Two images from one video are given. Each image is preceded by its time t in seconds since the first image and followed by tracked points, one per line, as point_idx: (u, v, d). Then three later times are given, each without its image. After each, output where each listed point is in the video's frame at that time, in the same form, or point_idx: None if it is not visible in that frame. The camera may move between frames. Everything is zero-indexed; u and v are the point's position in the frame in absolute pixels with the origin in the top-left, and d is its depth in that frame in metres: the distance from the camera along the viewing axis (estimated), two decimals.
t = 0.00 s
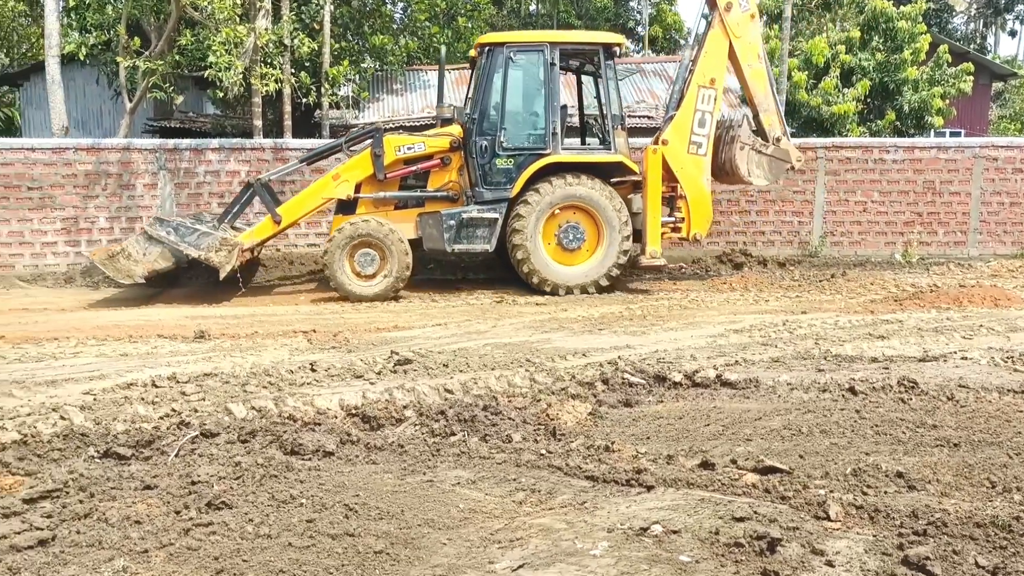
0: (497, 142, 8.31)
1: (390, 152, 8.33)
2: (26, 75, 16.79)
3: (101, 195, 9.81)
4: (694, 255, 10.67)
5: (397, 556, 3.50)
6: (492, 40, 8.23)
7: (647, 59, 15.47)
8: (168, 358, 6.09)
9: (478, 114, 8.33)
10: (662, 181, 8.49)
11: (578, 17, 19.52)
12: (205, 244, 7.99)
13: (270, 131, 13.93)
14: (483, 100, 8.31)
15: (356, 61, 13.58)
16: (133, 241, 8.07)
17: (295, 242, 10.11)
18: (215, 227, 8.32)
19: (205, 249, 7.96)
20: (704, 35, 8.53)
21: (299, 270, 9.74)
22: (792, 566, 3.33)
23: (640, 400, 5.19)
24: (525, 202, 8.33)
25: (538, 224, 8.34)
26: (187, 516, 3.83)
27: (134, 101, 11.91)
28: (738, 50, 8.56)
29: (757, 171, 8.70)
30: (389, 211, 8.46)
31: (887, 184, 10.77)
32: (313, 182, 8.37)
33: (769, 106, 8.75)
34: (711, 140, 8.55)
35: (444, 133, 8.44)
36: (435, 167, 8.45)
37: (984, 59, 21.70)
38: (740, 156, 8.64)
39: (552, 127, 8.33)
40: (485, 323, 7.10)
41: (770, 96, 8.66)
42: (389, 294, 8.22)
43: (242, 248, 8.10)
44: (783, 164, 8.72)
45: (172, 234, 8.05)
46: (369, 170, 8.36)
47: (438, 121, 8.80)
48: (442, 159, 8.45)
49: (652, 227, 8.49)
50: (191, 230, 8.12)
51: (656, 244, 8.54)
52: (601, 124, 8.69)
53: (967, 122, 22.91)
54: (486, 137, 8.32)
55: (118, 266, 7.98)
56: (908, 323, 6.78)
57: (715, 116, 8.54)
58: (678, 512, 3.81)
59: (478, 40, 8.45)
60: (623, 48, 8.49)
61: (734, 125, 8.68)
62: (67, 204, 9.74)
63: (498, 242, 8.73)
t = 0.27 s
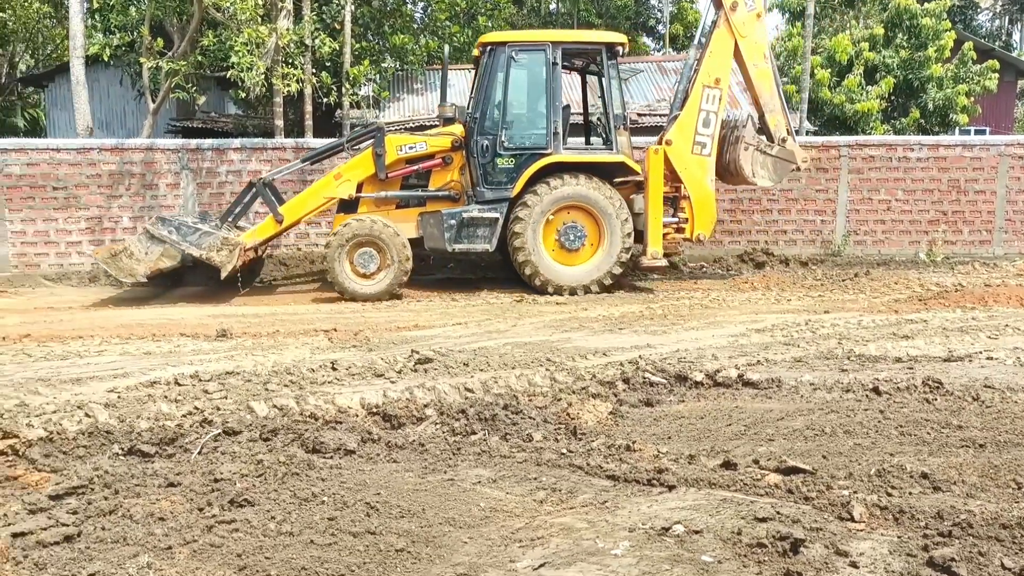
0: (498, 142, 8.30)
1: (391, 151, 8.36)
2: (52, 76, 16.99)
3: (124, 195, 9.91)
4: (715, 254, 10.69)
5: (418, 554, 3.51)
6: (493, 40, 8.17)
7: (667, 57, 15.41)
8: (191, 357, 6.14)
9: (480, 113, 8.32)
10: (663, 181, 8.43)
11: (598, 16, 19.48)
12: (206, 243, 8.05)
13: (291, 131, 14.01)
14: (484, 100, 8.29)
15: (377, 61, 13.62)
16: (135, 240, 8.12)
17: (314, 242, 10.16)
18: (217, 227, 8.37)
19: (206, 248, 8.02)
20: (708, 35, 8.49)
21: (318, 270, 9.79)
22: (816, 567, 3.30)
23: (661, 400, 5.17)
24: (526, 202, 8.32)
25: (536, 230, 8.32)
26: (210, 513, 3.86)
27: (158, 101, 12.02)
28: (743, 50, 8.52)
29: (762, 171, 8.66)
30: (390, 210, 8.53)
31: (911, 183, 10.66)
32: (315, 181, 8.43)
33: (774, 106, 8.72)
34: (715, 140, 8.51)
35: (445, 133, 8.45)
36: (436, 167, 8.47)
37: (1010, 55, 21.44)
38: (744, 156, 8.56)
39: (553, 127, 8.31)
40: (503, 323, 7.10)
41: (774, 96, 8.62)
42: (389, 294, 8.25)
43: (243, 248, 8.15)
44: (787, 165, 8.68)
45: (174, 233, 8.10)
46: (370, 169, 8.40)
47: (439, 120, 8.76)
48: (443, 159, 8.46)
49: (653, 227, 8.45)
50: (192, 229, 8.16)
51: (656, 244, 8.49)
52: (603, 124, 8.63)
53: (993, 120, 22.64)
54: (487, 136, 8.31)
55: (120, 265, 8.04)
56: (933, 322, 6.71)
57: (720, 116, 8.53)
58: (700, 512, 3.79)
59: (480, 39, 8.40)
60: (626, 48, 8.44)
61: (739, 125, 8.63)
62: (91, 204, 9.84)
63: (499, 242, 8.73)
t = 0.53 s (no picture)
0: (497, 142, 8.29)
1: (391, 154, 8.37)
2: (68, 76, 17.11)
3: (139, 195, 9.97)
4: (729, 254, 10.71)
5: (432, 553, 3.51)
6: (491, 39, 8.19)
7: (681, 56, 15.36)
8: (205, 355, 6.17)
9: (479, 113, 8.32)
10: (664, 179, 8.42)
11: (611, 14, 19.45)
12: (211, 256, 8.08)
13: (305, 131, 14.06)
14: (482, 99, 8.29)
15: (391, 60, 13.64)
16: (141, 254, 8.14)
17: (327, 241, 10.19)
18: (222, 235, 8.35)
19: (211, 261, 8.07)
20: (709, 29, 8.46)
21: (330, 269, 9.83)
22: (831, 567, 3.29)
23: (675, 399, 5.16)
24: (526, 200, 8.32)
25: (535, 235, 8.32)
26: (225, 511, 3.87)
27: (173, 101, 12.08)
28: (744, 43, 8.47)
29: (764, 166, 8.59)
30: (391, 212, 8.54)
31: (927, 181, 10.59)
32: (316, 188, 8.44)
33: (778, 100, 8.64)
34: (716, 136, 8.48)
35: (444, 134, 8.47)
36: (436, 168, 8.48)
37: None
38: (746, 151, 8.54)
39: (552, 125, 8.29)
40: (516, 322, 7.10)
41: (777, 89, 8.56)
42: (393, 292, 8.27)
43: (248, 258, 8.20)
44: (792, 159, 8.59)
45: (178, 246, 8.08)
46: (371, 173, 8.42)
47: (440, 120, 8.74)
48: (442, 159, 8.48)
49: (654, 224, 8.44)
50: (197, 241, 8.14)
51: (658, 242, 8.45)
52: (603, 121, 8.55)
53: (1010, 118, 22.45)
54: (486, 136, 8.31)
55: (127, 280, 8.09)
56: (949, 322, 6.66)
57: (722, 111, 8.49)
58: (715, 511, 3.78)
59: (478, 39, 8.41)
60: (624, 44, 8.40)
61: (741, 120, 8.59)
62: (107, 203, 9.90)
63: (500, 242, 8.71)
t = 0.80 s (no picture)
0: (499, 141, 8.30)
1: (395, 157, 8.37)
2: (77, 76, 17.18)
3: (148, 194, 10.00)
4: (737, 252, 10.70)
5: (440, 551, 3.52)
6: (494, 38, 8.18)
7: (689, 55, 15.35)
8: (213, 354, 6.19)
9: (481, 112, 8.32)
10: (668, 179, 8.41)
11: (619, 13, 19.43)
12: (220, 266, 8.07)
13: (312, 130, 14.09)
14: (485, 99, 8.29)
15: (399, 59, 13.65)
16: (149, 266, 8.13)
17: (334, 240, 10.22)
18: (231, 244, 8.34)
19: (221, 271, 8.06)
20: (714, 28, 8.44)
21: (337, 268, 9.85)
22: (841, 567, 3.28)
23: (683, 399, 5.16)
24: (529, 200, 8.31)
25: (537, 237, 8.31)
26: (233, 509, 3.88)
27: (181, 101, 12.12)
28: (749, 42, 8.44)
29: (769, 165, 8.57)
30: (393, 212, 8.53)
31: (936, 180, 10.56)
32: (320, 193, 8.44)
33: (782, 99, 8.63)
34: (721, 135, 8.47)
35: (447, 133, 8.48)
36: (440, 168, 8.50)
37: None
38: (751, 151, 8.51)
39: (556, 125, 8.29)
40: (523, 321, 7.10)
41: (782, 88, 8.54)
42: (397, 289, 8.27)
43: (257, 268, 8.22)
44: (796, 159, 8.59)
45: (187, 257, 8.07)
46: (375, 177, 8.43)
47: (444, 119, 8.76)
48: (445, 159, 8.50)
49: (658, 223, 8.44)
50: (205, 251, 8.13)
51: (661, 242, 8.48)
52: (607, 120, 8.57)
53: (1019, 117, 22.36)
54: (489, 136, 8.32)
55: (137, 290, 8.11)
56: (958, 322, 6.63)
57: (726, 110, 8.47)
58: (723, 511, 3.77)
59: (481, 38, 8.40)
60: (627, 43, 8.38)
61: (745, 119, 8.56)
62: (116, 203, 9.94)
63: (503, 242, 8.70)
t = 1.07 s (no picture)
0: (507, 141, 8.29)
1: (404, 157, 8.38)
2: (84, 75, 17.23)
3: (154, 193, 10.03)
4: (743, 252, 10.69)
5: (445, 550, 3.52)
6: (503, 37, 8.16)
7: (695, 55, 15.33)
8: (220, 353, 6.19)
9: (490, 112, 8.30)
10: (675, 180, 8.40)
11: (624, 13, 19.42)
12: (230, 267, 8.10)
13: (318, 130, 14.11)
14: (494, 98, 8.27)
15: (404, 59, 13.66)
16: (159, 264, 8.14)
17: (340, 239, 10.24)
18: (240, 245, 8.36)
19: (230, 271, 8.09)
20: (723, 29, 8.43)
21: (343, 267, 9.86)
22: (846, 567, 3.28)
23: (689, 398, 5.15)
24: (536, 200, 8.31)
25: (545, 237, 8.31)
26: (239, 508, 3.89)
27: (187, 100, 12.14)
28: (758, 45, 8.43)
29: (776, 168, 8.58)
30: (400, 212, 8.54)
31: (943, 180, 10.53)
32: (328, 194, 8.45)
33: (790, 102, 8.62)
34: (729, 137, 8.46)
35: (455, 133, 8.48)
36: (447, 167, 8.50)
37: None
38: (758, 154, 8.51)
39: (564, 125, 8.29)
40: (529, 320, 7.10)
41: (790, 91, 8.52)
42: (403, 287, 8.28)
43: (266, 269, 8.24)
44: (803, 162, 8.60)
45: (197, 258, 8.10)
46: (383, 178, 8.44)
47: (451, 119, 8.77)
48: (453, 159, 8.50)
49: (664, 226, 8.41)
50: (215, 252, 8.17)
51: (667, 243, 8.45)
52: (615, 121, 8.57)
53: None
54: (497, 135, 8.30)
55: (147, 288, 8.11)
56: (965, 322, 6.62)
57: (734, 112, 8.47)
58: (729, 511, 3.77)
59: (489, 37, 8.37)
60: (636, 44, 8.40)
61: (753, 122, 8.55)
62: (122, 202, 9.97)
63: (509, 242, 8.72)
